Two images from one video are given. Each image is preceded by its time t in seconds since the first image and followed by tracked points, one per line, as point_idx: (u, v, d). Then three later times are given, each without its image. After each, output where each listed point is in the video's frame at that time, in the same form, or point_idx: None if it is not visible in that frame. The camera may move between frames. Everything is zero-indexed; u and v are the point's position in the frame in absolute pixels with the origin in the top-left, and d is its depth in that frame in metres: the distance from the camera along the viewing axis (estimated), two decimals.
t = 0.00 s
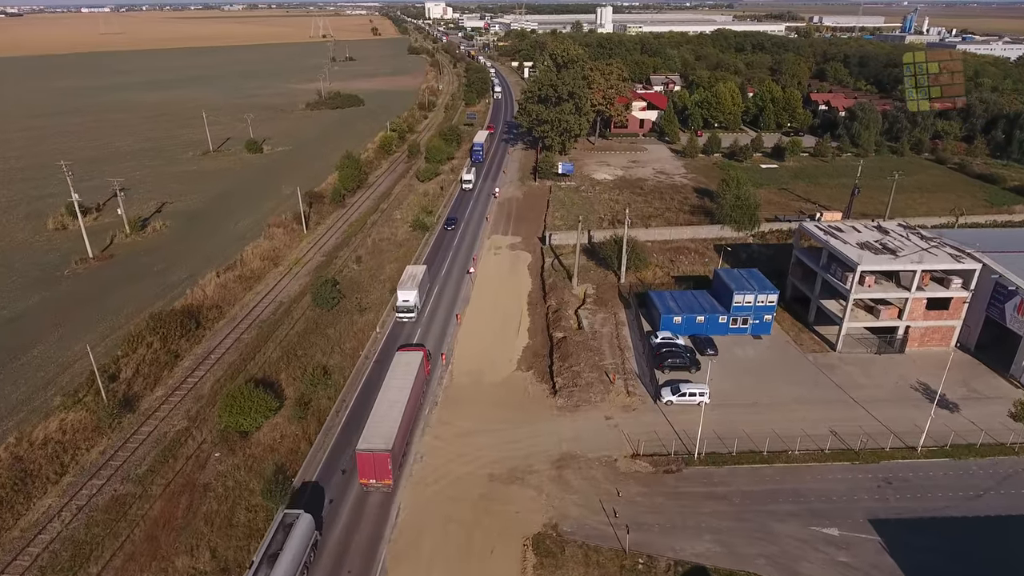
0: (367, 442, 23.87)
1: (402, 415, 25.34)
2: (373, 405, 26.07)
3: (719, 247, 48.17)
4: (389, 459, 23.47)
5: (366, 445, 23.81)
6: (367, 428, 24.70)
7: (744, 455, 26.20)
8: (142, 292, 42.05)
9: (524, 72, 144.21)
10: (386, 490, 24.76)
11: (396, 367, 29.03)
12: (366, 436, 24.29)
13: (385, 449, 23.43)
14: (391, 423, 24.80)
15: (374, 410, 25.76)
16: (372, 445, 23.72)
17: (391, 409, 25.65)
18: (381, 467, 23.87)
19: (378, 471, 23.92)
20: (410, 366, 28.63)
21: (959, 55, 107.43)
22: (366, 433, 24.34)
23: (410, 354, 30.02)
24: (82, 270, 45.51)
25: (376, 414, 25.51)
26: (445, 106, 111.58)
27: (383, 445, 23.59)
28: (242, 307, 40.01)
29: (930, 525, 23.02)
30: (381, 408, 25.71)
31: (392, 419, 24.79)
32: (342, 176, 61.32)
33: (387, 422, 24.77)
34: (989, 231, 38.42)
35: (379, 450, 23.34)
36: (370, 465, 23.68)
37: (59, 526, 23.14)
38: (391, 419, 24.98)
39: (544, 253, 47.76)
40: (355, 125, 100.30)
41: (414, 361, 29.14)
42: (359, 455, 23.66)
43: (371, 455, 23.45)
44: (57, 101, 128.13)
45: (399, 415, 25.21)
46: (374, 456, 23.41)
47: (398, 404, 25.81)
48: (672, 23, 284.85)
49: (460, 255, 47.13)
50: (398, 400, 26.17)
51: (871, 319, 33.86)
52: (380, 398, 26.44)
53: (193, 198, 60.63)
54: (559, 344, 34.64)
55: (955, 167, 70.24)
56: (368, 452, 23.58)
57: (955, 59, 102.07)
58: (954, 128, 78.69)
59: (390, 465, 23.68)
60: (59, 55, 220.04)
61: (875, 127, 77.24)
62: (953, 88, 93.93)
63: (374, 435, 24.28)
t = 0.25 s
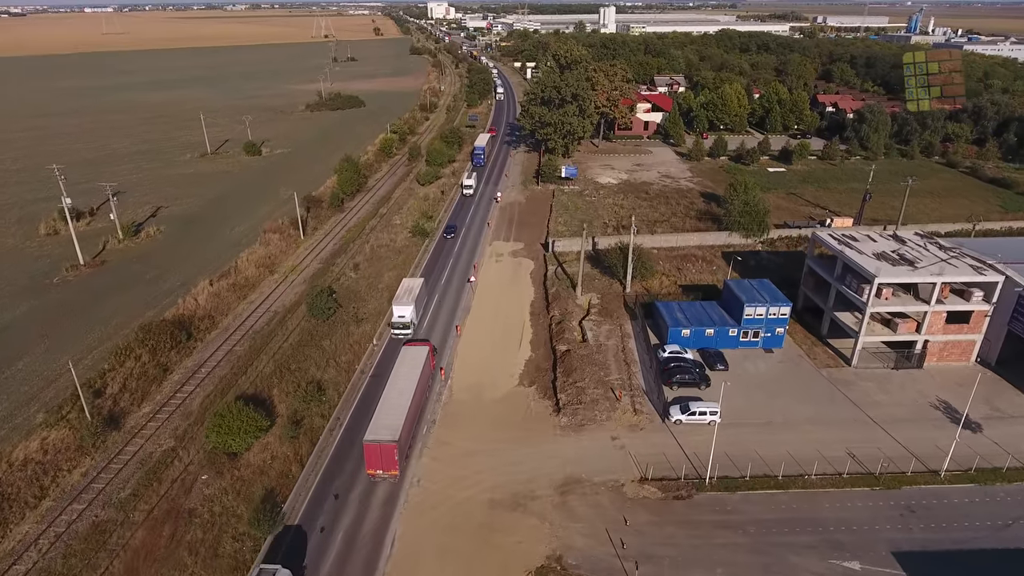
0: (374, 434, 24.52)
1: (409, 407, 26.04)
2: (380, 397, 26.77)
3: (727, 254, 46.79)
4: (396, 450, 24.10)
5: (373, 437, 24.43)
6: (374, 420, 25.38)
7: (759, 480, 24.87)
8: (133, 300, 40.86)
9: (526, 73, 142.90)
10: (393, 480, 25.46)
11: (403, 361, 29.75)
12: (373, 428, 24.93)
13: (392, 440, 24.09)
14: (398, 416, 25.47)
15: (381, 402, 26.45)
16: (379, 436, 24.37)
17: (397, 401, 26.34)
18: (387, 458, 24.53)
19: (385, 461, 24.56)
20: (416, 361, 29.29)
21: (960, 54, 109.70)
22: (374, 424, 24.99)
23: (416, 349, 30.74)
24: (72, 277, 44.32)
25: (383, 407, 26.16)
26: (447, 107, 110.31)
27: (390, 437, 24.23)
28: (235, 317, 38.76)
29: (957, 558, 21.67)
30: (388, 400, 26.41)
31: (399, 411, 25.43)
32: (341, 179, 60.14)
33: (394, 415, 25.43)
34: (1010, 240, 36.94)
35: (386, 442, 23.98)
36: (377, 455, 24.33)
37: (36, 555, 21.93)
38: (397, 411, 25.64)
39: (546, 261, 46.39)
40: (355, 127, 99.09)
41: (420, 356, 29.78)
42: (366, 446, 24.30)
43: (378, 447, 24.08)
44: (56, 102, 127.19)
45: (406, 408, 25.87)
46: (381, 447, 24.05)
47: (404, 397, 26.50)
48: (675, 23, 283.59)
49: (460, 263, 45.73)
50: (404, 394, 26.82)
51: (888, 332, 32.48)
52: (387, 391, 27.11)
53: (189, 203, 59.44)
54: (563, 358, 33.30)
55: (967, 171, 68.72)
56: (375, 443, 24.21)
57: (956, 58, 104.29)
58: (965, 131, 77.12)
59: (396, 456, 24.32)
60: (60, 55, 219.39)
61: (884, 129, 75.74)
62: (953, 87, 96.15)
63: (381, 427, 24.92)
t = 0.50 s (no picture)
0: (381, 426, 24.84)
1: (415, 401, 26.47)
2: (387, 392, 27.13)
3: (735, 262, 45.44)
4: (402, 442, 24.41)
5: (380, 429, 24.75)
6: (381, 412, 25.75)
7: (774, 508, 23.54)
8: (122, 310, 39.67)
9: (528, 74, 141.72)
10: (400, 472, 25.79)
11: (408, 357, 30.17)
12: (380, 420, 25.31)
13: (398, 432, 24.42)
14: (404, 409, 25.84)
15: (387, 396, 26.84)
16: (386, 428, 24.71)
17: (404, 395, 26.75)
18: (394, 449, 24.85)
19: (391, 453, 24.88)
20: (421, 357, 29.68)
21: (963, 54, 111.95)
22: (381, 417, 25.33)
23: (422, 344, 31.19)
24: (61, 286, 43.12)
25: (389, 401, 26.52)
26: (448, 108, 109.10)
27: (397, 429, 24.57)
28: (227, 328, 37.50)
29: None
30: (395, 394, 26.81)
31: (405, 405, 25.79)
32: (339, 183, 58.98)
33: (400, 408, 25.79)
34: None
35: (393, 433, 24.31)
36: (384, 447, 24.65)
37: None
38: (404, 404, 26.01)
39: (549, 269, 45.02)
40: (355, 128, 97.87)
41: (425, 352, 30.17)
42: (373, 439, 24.61)
43: (385, 438, 24.39)
44: (54, 103, 126.18)
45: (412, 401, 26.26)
46: (388, 439, 24.36)
47: (410, 391, 26.93)
48: (678, 23, 282.52)
49: (459, 271, 44.35)
50: (410, 388, 27.22)
51: (906, 347, 31.12)
52: (393, 386, 27.51)
53: (184, 207, 58.26)
54: (567, 373, 31.96)
55: (978, 175, 67.31)
56: (382, 435, 24.52)
57: (957, 57, 107.82)
58: (975, 133, 75.71)
59: (403, 448, 24.65)
60: (61, 54, 218.62)
61: (893, 132, 74.35)
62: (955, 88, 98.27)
63: (388, 420, 25.24)
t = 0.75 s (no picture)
0: (388, 417, 25.16)
1: (421, 393, 26.78)
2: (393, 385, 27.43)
3: (744, 270, 44.10)
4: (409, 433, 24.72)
5: (387, 420, 25.06)
6: (388, 404, 26.07)
7: (791, 538, 22.23)
8: (111, 320, 38.48)
9: (530, 75, 140.48)
10: (405, 463, 26.14)
11: (414, 351, 30.52)
12: (387, 412, 25.56)
13: (405, 424, 24.70)
14: (411, 400, 26.13)
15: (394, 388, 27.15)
16: (393, 419, 25.02)
17: (410, 387, 27.06)
18: (400, 441, 25.19)
19: (398, 444, 25.22)
20: (427, 351, 29.96)
21: (968, 55, 110.84)
22: (387, 409, 25.62)
23: (427, 338, 31.55)
24: (49, 294, 41.92)
25: (395, 393, 26.82)
26: (448, 109, 107.83)
27: (403, 420, 24.88)
28: (218, 340, 36.26)
29: None
30: (401, 386, 27.11)
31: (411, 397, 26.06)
32: (337, 187, 57.79)
33: (407, 400, 26.09)
34: None
35: (400, 424, 24.62)
36: (391, 438, 24.97)
37: None
38: (410, 396, 26.33)
39: (551, 278, 43.67)
40: (355, 130, 96.66)
41: (431, 346, 30.47)
42: (380, 430, 24.92)
43: (391, 430, 24.71)
44: (52, 103, 125.16)
45: (418, 393, 26.58)
46: (395, 430, 24.67)
47: (417, 384, 27.24)
48: (680, 23, 281.29)
49: (459, 280, 43.02)
50: (416, 381, 27.51)
51: (925, 363, 29.77)
52: (400, 378, 27.81)
53: (178, 212, 57.06)
54: (570, 390, 30.66)
55: (989, 179, 65.93)
56: (389, 426, 24.83)
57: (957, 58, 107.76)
58: (985, 136, 74.33)
59: (409, 439, 24.96)
60: (61, 54, 217.96)
61: (901, 135, 72.99)
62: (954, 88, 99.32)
63: (395, 411, 25.54)
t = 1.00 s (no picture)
0: (395, 410, 25.57)
1: (427, 387, 27.21)
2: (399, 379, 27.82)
3: (752, 278, 42.80)
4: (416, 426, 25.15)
5: (394, 413, 25.47)
6: (395, 397, 26.48)
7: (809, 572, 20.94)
8: (99, 330, 37.27)
9: (532, 76, 139.18)
10: (411, 455, 26.57)
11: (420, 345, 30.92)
12: (394, 404, 25.98)
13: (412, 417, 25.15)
14: (417, 394, 26.54)
15: (401, 382, 27.57)
16: (400, 412, 25.44)
17: (416, 381, 27.49)
18: (407, 433, 25.61)
19: (404, 437, 25.66)
20: (432, 345, 30.31)
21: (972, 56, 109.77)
22: (394, 402, 26.00)
23: (432, 332, 31.94)
24: (36, 302, 40.72)
25: (402, 386, 27.24)
26: (449, 111, 106.52)
27: (410, 413, 25.31)
28: (209, 352, 35.00)
29: None
30: (408, 380, 27.53)
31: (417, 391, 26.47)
32: (335, 192, 56.65)
33: (413, 394, 26.49)
34: None
35: (407, 417, 25.07)
36: (398, 431, 25.40)
37: None
38: (417, 390, 26.75)
39: (553, 287, 42.32)
40: (354, 132, 95.40)
41: (436, 341, 30.76)
42: (387, 422, 25.35)
43: (398, 423, 25.15)
44: (49, 104, 124.02)
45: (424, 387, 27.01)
46: (402, 423, 25.10)
47: (423, 378, 27.65)
48: (682, 23, 280.15)
49: (458, 289, 41.72)
50: (422, 375, 27.92)
51: (946, 381, 28.43)
52: (406, 372, 28.20)
53: (172, 217, 55.86)
54: (574, 408, 29.36)
55: (1000, 183, 64.51)
56: (396, 419, 25.26)
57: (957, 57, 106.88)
58: (995, 139, 72.88)
59: (416, 432, 25.39)
60: (60, 54, 217.14)
61: (910, 137, 71.57)
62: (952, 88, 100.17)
63: (402, 405, 25.93)
